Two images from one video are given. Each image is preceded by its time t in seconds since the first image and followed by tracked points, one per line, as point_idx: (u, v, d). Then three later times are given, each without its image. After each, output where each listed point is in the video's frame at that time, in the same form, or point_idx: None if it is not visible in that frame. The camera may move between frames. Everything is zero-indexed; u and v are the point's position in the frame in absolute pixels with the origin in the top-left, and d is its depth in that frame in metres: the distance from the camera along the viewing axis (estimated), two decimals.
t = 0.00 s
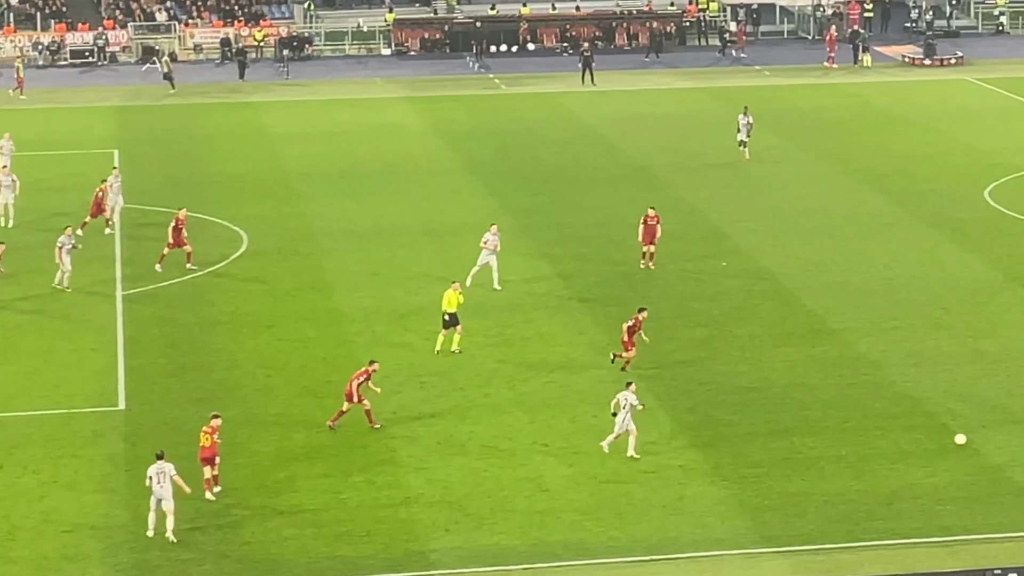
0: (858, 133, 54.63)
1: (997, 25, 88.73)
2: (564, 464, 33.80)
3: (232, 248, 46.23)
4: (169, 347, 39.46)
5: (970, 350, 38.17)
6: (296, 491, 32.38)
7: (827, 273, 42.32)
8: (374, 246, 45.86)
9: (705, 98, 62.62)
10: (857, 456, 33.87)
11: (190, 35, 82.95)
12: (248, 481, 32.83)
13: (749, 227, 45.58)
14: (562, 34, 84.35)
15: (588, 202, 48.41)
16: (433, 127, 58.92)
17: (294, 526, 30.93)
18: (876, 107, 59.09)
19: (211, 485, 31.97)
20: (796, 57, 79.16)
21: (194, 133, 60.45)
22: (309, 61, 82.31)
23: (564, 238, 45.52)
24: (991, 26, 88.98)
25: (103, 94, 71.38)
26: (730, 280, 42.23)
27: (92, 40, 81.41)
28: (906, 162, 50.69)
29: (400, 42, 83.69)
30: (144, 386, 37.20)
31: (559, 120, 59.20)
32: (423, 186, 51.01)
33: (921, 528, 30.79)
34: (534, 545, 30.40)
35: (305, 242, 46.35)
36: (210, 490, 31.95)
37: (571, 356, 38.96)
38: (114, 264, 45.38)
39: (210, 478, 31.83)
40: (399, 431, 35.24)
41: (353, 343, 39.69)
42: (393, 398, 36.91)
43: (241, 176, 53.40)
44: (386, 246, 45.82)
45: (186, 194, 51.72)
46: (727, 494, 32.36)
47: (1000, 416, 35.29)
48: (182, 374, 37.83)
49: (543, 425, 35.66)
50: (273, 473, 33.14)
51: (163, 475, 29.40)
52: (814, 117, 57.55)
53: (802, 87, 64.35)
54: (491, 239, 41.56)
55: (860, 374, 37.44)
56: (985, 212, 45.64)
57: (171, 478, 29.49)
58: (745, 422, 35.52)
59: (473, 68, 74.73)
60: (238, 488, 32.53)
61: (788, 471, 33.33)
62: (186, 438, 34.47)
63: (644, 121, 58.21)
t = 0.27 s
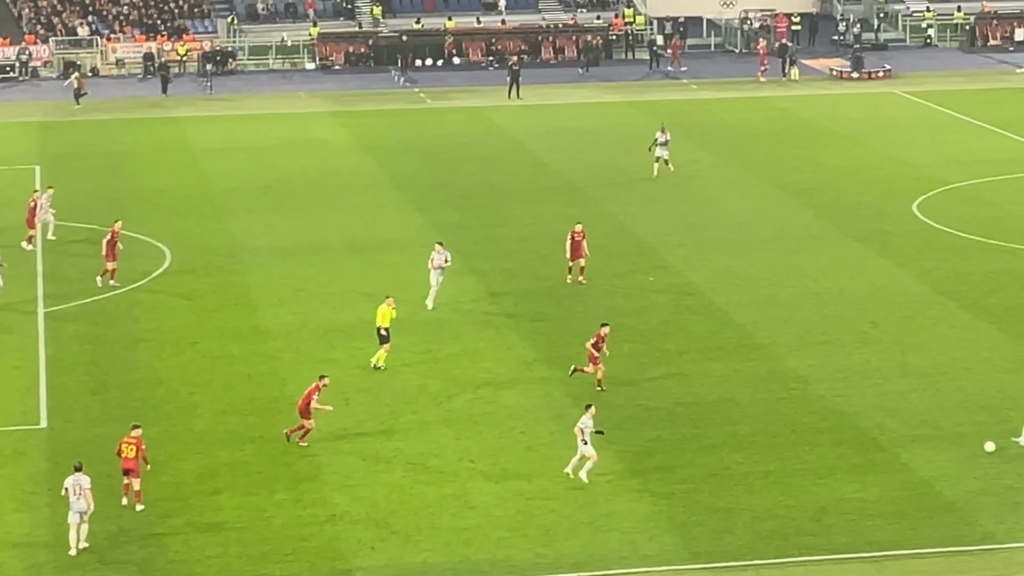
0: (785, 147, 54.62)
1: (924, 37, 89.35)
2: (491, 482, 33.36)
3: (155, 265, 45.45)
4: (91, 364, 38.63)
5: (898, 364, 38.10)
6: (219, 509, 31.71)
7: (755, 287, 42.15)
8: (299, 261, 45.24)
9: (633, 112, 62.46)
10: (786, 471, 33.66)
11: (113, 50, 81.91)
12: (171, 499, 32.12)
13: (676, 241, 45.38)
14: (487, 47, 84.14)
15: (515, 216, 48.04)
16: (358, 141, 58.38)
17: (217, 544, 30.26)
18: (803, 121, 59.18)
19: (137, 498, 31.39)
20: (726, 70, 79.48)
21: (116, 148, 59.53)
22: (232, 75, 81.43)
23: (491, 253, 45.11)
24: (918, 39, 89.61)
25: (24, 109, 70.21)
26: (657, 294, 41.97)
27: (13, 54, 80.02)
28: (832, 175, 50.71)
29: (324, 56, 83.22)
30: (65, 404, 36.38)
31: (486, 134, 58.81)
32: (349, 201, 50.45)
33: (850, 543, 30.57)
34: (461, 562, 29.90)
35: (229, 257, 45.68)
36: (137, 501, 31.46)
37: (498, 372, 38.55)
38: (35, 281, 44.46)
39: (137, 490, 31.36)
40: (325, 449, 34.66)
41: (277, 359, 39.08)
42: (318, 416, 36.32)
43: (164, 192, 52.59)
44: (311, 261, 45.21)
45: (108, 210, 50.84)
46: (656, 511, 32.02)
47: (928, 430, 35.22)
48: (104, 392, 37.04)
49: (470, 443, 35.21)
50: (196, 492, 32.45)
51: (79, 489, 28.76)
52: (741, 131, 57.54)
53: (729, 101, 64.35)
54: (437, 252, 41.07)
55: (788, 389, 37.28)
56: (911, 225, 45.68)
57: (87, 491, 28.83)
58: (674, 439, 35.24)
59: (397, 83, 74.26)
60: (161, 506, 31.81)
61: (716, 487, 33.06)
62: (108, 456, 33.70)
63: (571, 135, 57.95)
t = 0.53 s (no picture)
0: (716, 160, 54.54)
1: (855, 50, 89.79)
2: (421, 499, 32.91)
3: (80, 280, 44.63)
4: (14, 381, 37.81)
5: (829, 378, 38.00)
6: (146, 527, 31.10)
7: (685, 301, 41.95)
8: (226, 276, 44.58)
9: (563, 125, 62.21)
10: (718, 487, 33.43)
11: (36, 64, 80.73)
12: (96, 518, 31.45)
13: (607, 254, 45.13)
14: (416, 60, 83.96)
15: (445, 230, 47.63)
16: (286, 155, 57.84)
17: (142, 563, 29.64)
18: (734, 133, 59.17)
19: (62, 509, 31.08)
20: (657, 83, 79.39)
21: (39, 162, 58.56)
22: (158, 89, 80.52)
23: (420, 267, 44.65)
24: (849, 51, 90.07)
25: None
26: (588, 308, 41.68)
27: None
28: (763, 189, 50.65)
29: (250, 69, 82.54)
30: None
31: (415, 148, 58.35)
32: (277, 214, 49.86)
33: (783, 558, 30.35)
34: None
35: (155, 271, 45.00)
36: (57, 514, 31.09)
37: (428, 388, 38.12)
38: None
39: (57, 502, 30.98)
40: (253, 465, 34.09)
41: (204, 374, 38.46)
42: (246, 431, 35.73)
43: (88, 206, 51.73)
44: (238, 276, 44.56)
45: (32, 224, 49.92)
46: (588, 527, 31.68)
47: (860, 445, 35.11)
48: (27, 410, 36.25)
49: (400, 459, 34.74)
50: (122, 510, 31.80)
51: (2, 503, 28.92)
52: (671, 144, 57.43)
53: (660, 114, 64.24)
54: (391, 272, 40.66)
55: (719, 404, 37.08)
56: (842, 239, 45.66)
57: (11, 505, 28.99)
58: (606, 455, 34.94)
59: (325, 96, 73.68)
60: (86, 525, 31.13)
61: (648, 503, 32.77)
62: (31, 475, 32.95)
63: (502, 149, 57.63)
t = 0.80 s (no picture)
0: (652, 171, 54.44)
1: (791, 59, 90.10)
2: (354, 511, 32.55)
3: (9, 292, 43.88)
4: None
5: (766, 390, 37.90)
6: (77, 542, 30.60)
7: (621, 312, 41.73)
8: (156, 288, 43.95)
9: (499, 136, 61.94)
10: (654, 499, 33.22)
11: None
12: (25, 534, 30.94)
13: (542, 265, 44.88)
14: (349, 70, 83.32)
15: (379, 241, 47.23)
16: (219, 166, 57.21)
17: None
18: (670, 144, 59.07)
19: None
20: (596, 93, 78.99)
21: None
22: (89, 100, 79.66)
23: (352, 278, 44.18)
24: (786, 61, 90.32)
25: None
26: (522, 320, 41.37)
27: None
28: (698, 200, 50.53)
29: (182, 79, 81.46)
30: None
31: (349, 159, 57.90)
32: (210, 225, 49.30)
33: (719, 571, 30.14)
34: None
35: (85, 283, 44.34)
36: None
37: (362, 400, 37.72)
38: None
39: None
40: (185, 478, 33.63)
41: (135, 387, 37.90)
42: (177, 445, 35.23)
43: (16, 217, 50.89)
44: (168, 288, 43.94)
45: None
46: (523, 540, 31.38)
47: (796, 457, 35.00)
48: None
49: (333, 473, 34.34)
50: (51, 525, 31.29)
51: None
52: (607, 154, 57.24)
53: (597, 124, 64.12)
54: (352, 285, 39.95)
55: (655, 416, 36.88)
56: (778, 249, 45.63)
57: None
58: (542, 467, 34.64)
59: (258, 107, 72.89)
60: (15, 542, 30.60)
61: (584, 515, 32.50)
62: None
63: (437, 160, 57.29)
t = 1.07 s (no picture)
0: (595, 178, 54.30)
1: (733, 66, 90.33)
2: (293, 521, 32.30)
3: None
4: None
5: (708, 398, 37.75)
6: (15, 554, 30.52)
7: (562, 321, 41.49)
8: (93, 297, 43.45)
9: (441, 143, 61.67)
10: (596, 509, 33.01)
11: None
12: None
13: (484, 274, 44.62)
14: (288, 78, 83.28)
15: (320, 250, 46.88)
16: (156, 175, 56.62)
17: None
18: (611, 152, 58.94)
19: None
20: (540, 100, 78.69)
21: None
22: (24, 108, 78.69)
23: (292, 287, 43.80)
24: (727, 68, 90.50)
25: None
26: (463, 329, 41.08)
27: None
28: (641, 208, 50.37)
29: (120, 87, 81.19)
30: None
31: (289, 167, 57.46)
32: (150, 234, 48.80)
33: None
34: None
35: (21, 292, 43.80)
36: None
37: (301, 410, 37.36)
38: None
39: None
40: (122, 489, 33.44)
41: (72, 398, 37.46)
42: (114, 456, 34.96)
43: None
44: (106, 297, 43.44)
45: None
46: (463, 550, 31.13)
47: (738, 466, 34.85)
48: None
49: (272, 483, 34.07)
50: None
51: None
52: (548, 162, 57.04)
53: (538, 131, 63.97)
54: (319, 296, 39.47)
55: (597, 425, 36.70)
56: (721, 258, 45.53)
57: None
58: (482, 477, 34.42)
59: (195, 114, 72.29)
60: None
61: (526, 525, 32.26)
62: None
63: (378, 168, 56.96)
